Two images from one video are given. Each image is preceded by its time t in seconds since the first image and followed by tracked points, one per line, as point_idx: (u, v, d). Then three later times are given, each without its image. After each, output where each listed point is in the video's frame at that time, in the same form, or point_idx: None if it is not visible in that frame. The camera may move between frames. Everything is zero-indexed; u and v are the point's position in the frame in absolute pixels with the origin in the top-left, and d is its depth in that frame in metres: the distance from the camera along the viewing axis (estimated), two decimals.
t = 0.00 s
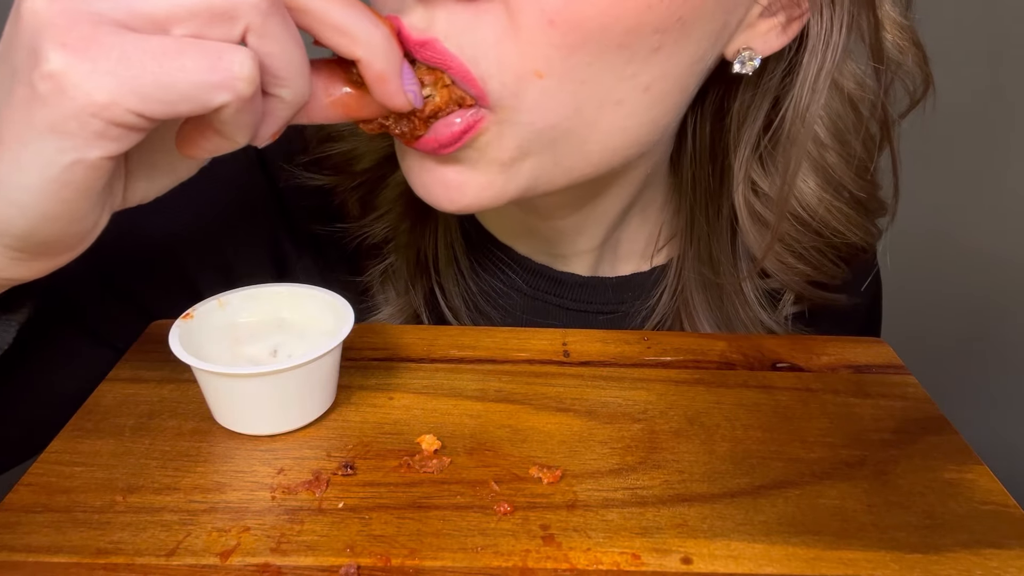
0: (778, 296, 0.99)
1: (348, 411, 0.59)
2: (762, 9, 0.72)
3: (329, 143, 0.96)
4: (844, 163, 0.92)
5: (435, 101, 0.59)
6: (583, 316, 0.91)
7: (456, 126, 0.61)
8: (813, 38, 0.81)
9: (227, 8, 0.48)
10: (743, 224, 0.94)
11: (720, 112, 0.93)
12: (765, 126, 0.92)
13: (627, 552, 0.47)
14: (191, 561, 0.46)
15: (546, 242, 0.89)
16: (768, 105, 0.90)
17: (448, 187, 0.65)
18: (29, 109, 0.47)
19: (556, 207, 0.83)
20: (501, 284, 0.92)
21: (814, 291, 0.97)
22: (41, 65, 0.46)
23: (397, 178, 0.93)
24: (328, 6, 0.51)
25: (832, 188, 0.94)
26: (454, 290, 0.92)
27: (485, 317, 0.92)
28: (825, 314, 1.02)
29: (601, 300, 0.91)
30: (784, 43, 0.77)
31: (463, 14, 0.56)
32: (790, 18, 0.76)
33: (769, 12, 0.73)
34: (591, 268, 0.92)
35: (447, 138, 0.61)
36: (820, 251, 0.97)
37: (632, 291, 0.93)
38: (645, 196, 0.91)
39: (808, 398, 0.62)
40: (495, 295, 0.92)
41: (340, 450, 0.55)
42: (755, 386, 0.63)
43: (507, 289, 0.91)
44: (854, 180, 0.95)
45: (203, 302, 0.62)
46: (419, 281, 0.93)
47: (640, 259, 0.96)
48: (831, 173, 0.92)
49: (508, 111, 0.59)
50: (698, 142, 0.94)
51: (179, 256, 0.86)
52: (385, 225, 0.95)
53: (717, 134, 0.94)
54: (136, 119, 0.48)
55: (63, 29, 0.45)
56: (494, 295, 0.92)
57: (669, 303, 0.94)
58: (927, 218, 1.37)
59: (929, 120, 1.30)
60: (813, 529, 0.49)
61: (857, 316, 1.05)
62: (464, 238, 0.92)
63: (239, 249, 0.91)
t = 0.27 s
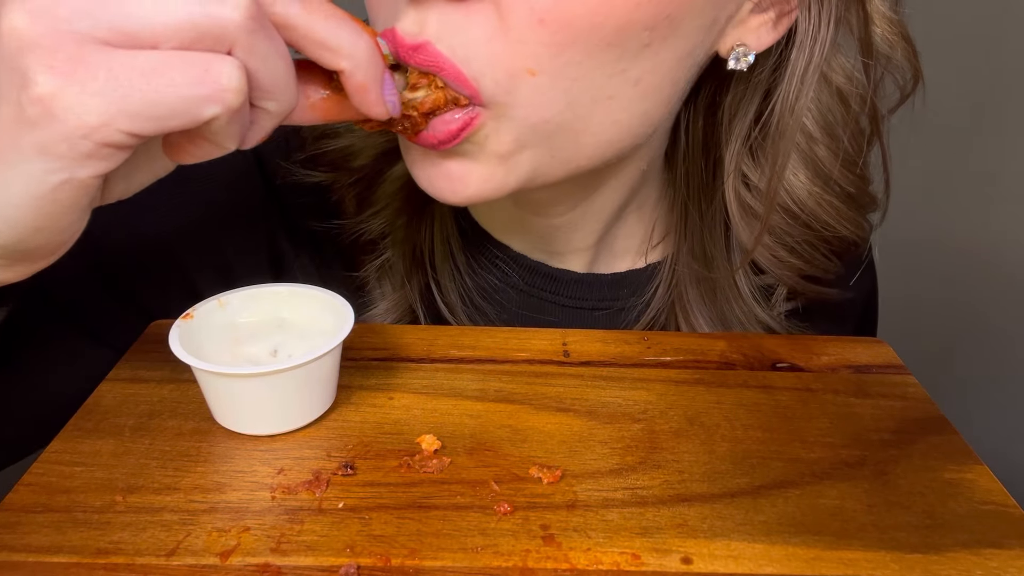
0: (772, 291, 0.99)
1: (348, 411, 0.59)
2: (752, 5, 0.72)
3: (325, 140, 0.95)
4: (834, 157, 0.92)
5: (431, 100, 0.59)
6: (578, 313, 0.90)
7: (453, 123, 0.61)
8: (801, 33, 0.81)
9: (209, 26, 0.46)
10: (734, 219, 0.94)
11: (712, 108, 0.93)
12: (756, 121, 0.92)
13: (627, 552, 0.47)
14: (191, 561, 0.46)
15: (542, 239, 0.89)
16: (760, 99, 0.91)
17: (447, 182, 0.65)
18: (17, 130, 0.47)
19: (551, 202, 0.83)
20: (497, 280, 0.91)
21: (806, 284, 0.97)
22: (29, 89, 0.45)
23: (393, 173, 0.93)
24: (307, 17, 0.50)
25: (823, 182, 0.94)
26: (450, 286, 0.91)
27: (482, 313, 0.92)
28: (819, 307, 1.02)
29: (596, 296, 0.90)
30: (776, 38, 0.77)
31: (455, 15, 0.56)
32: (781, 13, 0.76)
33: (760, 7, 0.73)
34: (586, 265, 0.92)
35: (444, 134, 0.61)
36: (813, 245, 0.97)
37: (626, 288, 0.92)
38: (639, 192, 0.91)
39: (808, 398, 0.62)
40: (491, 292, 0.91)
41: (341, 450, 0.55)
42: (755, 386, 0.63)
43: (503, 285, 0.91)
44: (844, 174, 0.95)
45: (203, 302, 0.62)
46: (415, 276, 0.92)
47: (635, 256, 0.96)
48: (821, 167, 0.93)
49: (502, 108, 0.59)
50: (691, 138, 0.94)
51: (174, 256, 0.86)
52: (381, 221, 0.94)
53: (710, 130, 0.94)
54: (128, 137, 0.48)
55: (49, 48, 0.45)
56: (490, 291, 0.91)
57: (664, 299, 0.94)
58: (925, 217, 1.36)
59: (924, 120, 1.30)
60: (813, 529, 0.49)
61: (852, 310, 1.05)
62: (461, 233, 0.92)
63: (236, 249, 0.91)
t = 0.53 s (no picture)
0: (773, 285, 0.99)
1: (348, 411, 0.59)
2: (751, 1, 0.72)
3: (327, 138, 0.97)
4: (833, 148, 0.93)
5: (436, 107, 0.59)
6: (578, 310, 0.90)
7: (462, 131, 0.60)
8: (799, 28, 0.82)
9: (190, 65, 0.44)
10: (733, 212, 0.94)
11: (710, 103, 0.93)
12: (754, 116, 0.92)
13: (627, 552, 0.47)
14: (191, 561, 0.46)
15: (543, 239, 0.88)
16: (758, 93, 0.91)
17: (455, 187, 0.65)
18: None
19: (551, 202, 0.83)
20: (497, 276, 0.91)
21: (805, 273, 0.97)
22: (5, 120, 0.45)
23: (394, 169, 0.93)
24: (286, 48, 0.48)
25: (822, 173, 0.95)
26: (450, 281, 0.91)
27: (481, 312, 0.91)
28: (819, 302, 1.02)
29: (596, 292, 0.91)
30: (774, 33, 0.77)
31: (458, 24, 0.56)
32: (779, 8, 0.76)
33: (759, 3, 0.73)
34: (587, 262, 0.92)
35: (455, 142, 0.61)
36: (812, 237, 0.97)
37: (628, 284, 0.93)
38: (639, 188, 0.91)
39: (808, 398, 0.62)
40: (490, 287, 0.91)
41: (341, 450, 0.55)
42: (755, 386, 0.63)
43: (502, 281, 0.91)
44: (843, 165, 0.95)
45: (203, 302, 0.62)
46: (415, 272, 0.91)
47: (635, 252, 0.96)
48: (820, 158, 0.93)
49: (508, 114, 0.59)
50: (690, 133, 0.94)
51: (175, 255, 0.86)
52: (381, 217, 0.94)
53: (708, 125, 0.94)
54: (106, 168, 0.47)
55: (29, 81, 0.43)
56: (489, 287, 0.91)
57: (663, 292, 0.94)
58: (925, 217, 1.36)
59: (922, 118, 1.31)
60: (813, 529, 0.49)
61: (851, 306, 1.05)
62: (460, 229, 0.92)
63: (235, 247, 0.91)
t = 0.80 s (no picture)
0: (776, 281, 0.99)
1: (348, 411, 0.59)
2: None
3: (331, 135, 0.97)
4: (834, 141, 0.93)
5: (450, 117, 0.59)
6: (577, 308, 0.90)
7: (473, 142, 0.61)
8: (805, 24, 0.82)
9: (171, 93, 0.44)
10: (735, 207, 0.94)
11: (711, 100, 0.93)
12: (756, 111, 0.92)
13: (627, 552, 0.47)
14: (191, 561, 0.46)
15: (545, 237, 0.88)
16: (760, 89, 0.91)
17: (468, 191, 0.65)
18: None
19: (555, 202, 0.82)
20: (498, 275, 0.91)
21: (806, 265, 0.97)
22: None
23: (397, 166, 0.92)
24: (268, 70, 0.47)
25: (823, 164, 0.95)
26: (451, 280, 0.91)
27: (480, 311, 0.91)
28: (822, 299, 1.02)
29: (596, 290, 0.90)
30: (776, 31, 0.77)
31: (471, 30, 0.56)
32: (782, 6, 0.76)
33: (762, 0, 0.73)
34: (589, 261, 0.92)
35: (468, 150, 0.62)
36: (813, 231, 0.97)
37: (631, 280, 0.93)
38: (641, 186, 0.91)
39: (808, 398, 0.62)
40: (491, 285, 0.91)
41: (341, 450, 0.55)
42: (755, 386, 0.63)
43: (503, 279, 0.91)
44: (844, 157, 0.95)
45: (203, 302, 0.62)
46: (415, 271, 0.91)
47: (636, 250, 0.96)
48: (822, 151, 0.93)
49: (521, 118, 0.59)
50: (691, 130, 0.94)
51: (176, 255, 0.86)
52: (382, 214, 0.93)
53: (710, 121, 0.94)
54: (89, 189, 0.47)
55: (7, 109, 0.43)
56: (490, 286, 0.91)
57: (664, 287, 0.94)
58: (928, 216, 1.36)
59: (924, 117, 1.31)
60: (813, 529, 0.49)
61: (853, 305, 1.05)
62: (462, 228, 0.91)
63: (234, 245, 0.90)
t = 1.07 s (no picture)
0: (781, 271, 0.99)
1: (347, 411, 0.59)
2: None
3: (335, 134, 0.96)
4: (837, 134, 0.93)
5: (469, 113, 0.59)
6: (577, 307, 0.90)
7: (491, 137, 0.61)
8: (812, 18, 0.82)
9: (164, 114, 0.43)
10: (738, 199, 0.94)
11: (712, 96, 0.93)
12: (756, 106, 0.93)
13: (627, 552, 0.47)
14: (191, 561, 0.46)
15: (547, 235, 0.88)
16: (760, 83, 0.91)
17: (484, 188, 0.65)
18: None
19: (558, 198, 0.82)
20: (499, 273, 0.90)
21: (809, 257, 0.97)
22: None
23: (398, 164, 0.92)
24: (260, 87, 0.46)
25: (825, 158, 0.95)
26: (452, 278, 0.91)
27: (480, 310, 0.91)
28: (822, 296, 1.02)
29: (595, 289, 0.90)
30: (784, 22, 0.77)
31: (490, 22, 0.56)
32: None
33: None
34: (591, 259, 0.91)
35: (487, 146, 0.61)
36: (816, 224, 0.97)
37: (630, 279, 0.92)
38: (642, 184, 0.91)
39: (808, 398, 0.62)
40: (492, 283, 0.91)
41: (340, 450, 0.55)
42: (755, 386, 0.63)
43: (504, 277, 0.90)
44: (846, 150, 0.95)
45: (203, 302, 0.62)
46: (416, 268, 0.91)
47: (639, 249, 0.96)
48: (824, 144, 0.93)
49: (539, 113, 0.59)
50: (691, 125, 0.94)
51: (176, 257, 0.86)
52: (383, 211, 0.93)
53: (710, 117, 0.94)
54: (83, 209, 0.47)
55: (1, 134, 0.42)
56: (491, 283, 0.91)
57: (664, 282, 0.94)
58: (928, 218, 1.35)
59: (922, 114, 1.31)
60: (813, 529, 0.49)
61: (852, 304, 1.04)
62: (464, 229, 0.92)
63: (233, 247, 0.91)
